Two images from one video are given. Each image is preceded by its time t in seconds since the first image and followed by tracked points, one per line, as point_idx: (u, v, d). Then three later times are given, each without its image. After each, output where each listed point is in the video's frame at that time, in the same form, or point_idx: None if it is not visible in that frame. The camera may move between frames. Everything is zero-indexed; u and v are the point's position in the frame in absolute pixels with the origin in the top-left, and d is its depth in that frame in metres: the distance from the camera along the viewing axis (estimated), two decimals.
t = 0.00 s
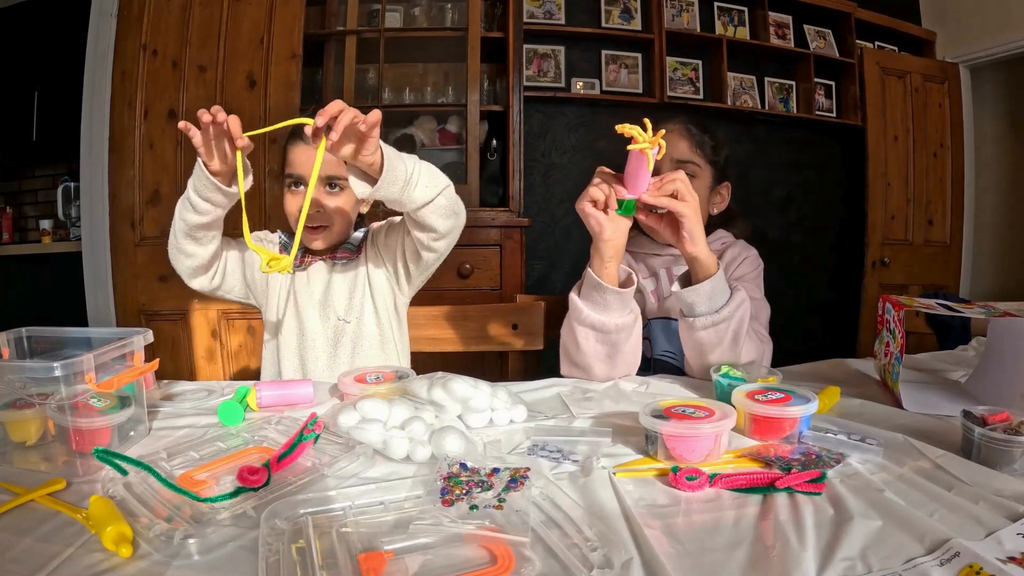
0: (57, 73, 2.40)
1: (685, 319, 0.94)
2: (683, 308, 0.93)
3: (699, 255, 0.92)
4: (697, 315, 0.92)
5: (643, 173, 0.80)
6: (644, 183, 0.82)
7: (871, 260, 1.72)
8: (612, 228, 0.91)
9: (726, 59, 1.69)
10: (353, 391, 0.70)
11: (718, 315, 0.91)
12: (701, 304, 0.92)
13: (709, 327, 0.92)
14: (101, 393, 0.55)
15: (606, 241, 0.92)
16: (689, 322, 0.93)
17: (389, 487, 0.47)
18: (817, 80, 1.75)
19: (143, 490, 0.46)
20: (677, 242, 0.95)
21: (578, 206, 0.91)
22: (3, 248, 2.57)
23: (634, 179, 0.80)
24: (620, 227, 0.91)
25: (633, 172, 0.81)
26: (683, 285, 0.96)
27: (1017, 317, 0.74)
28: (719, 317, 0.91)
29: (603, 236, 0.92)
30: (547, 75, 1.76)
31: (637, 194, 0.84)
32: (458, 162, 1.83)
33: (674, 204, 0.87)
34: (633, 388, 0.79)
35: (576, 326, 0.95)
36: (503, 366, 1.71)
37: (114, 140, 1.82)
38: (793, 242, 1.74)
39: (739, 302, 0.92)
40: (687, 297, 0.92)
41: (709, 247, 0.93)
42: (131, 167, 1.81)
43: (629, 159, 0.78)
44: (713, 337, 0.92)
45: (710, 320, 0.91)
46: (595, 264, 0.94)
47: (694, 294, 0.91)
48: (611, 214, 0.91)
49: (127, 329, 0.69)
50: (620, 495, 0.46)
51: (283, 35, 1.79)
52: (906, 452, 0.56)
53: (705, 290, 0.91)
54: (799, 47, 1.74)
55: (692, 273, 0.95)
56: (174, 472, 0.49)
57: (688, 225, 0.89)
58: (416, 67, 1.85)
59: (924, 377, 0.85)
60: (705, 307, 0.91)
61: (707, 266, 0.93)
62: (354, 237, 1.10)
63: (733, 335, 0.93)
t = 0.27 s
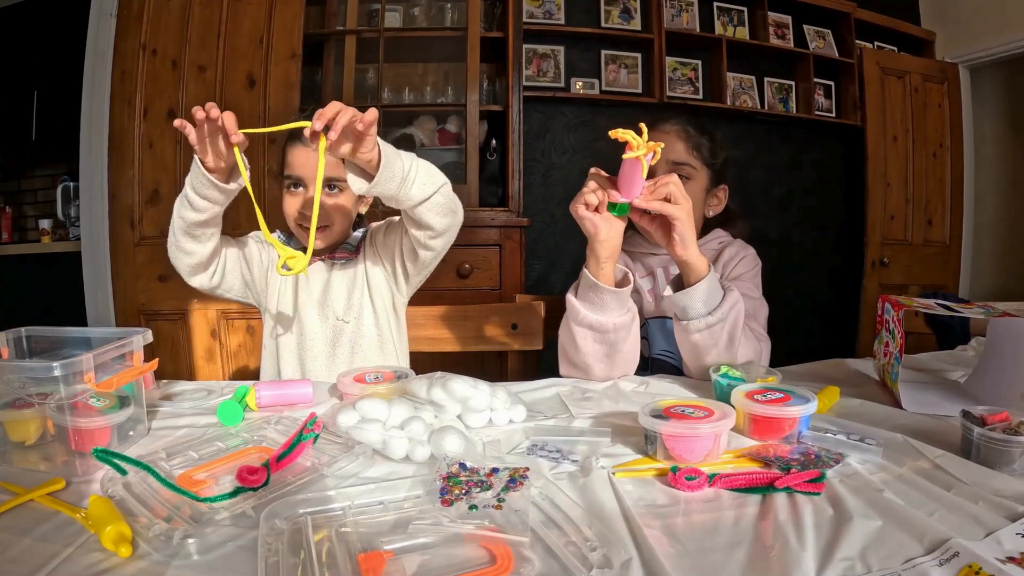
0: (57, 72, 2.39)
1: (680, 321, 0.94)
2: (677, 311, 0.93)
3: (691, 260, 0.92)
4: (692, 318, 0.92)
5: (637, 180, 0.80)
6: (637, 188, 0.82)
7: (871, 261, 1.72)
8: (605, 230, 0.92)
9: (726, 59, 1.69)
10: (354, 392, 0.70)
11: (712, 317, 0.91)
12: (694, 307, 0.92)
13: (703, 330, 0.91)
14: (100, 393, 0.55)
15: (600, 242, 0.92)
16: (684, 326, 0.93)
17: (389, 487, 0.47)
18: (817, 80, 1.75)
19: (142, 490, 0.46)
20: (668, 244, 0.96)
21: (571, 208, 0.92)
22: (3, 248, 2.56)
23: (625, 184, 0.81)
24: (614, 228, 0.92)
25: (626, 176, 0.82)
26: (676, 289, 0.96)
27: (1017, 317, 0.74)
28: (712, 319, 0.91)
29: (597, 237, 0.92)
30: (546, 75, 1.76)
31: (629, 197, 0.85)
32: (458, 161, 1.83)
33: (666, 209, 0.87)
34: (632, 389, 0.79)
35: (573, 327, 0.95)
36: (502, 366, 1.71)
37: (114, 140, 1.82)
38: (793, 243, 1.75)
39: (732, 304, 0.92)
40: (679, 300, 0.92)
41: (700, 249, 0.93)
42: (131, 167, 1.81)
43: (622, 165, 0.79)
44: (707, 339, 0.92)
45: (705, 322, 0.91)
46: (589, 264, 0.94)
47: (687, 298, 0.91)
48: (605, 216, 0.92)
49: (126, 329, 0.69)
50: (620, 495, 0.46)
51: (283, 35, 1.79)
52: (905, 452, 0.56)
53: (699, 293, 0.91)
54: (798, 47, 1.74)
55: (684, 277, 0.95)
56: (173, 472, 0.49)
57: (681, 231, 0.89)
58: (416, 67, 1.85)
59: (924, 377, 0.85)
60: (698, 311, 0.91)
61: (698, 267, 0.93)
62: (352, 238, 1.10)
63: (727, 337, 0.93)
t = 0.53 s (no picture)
0: (57, 73, 2.39)
1: (677, 323, 0.94)
2: (675, 313, 0.93)
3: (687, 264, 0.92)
4: (689, 320, 0.92)
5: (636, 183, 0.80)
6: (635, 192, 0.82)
7: (871, 260, 1.72)
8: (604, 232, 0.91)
9: (726, 59, 1.69)
10: (355, 392, 0.70)
11: (708, 319, 0.91)
12: (692, 310, 0.91)
13: (701, 332, 0.91)
14: (101, 393, 0.55)
15: (599, 244, 0.91)
16: (681, 328, 0.93)
17: (389, 487, 0.47)
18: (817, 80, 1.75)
19: (143, 490, 0.46)
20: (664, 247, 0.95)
21: (568, 211, 0.91)
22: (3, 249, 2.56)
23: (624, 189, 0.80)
24: (614, 230, 0.91)
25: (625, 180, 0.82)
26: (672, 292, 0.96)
27: (1017, 317, 0.74)
28: (709, 322, 0.91)
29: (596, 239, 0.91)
30: (546, 75, 1.76)
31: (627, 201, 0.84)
32: (458, 161, 1.83)
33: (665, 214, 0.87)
34: (633, 389, 0.79)
35: (574, 330, 0.95)
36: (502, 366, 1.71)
37: (114, 140, 1.81)
38: (793, 243, 1.74)
39: (728, 306, 0.92)
40: (675, 303, 0.92)
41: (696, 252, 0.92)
42: (131, 167, 1.81)
43: (620, 173, 0.79)
44: (706, 341, 0.92)
45: (703, 325, 0.91)
46: (587, 265, 0.94)
47: (684, 301, 0.91)
48: (603, 218, 0.91)
49: (127, 329, 0.69)
50: (620, 495, 0.46)
51: (284, 35, 1.79)
52: (906, 452, 0.56)
53: (697, 296, 0.91)
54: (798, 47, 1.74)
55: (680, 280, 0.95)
56: (173, 472, 0.49)
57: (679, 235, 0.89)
58: (416, 67, 1.85)
59: (924, 377, 0.85)
60: (697, 312, 0.91)
61: (693, 269, 0.92)
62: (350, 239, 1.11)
63: (725, 338, 0.93)
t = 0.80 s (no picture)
0: (57, 72, 2.39)
1: (673, 323, 0.94)
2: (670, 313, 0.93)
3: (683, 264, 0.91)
4: (684, 320, 0.92)
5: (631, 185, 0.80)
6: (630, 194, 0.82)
7: (871, 261, 1.72)
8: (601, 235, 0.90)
9: (726, 59, 1.69)
10: (354, 392, 0.70)
11: (703, 320, 0.91)
12: (686, 310, 0.91)
13: (696, 333, 0.91)
14: (100, 393, 0.55)
15: (597, 248, 0.91)
16: (677, 328, 0.93)
17: (389, 487, 0.47)
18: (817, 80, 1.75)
19: (143, 491, 0.46)
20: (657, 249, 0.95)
21: (564, 216, 0.90)
22: (3, 248, 2.56)
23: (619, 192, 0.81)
24: (610, 232, 0.91)
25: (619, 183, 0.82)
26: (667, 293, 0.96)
27: (1018, 317, 0.74)
28: (705, 322, 0.91)
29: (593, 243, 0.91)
30: (546, 75, 1.76)
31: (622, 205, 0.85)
32: (458, 162, 1.83)
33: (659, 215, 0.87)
34: (632, 389, 0.79)
35: (573, 330, 0.95)
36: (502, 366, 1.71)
37: (114, 140, 1.81)
38: (793, 243, 1.74)
39: (723, 306, 0.92)
40: (670, 304, 0.92)
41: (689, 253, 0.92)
42: (131, 167, 1.81)
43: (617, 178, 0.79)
44: (701, 342, 0.92)
45: (699, 325, 0.91)
46: (585, 268, 0.93)
47: (678, 301, 0.91)
48: (599, 221, 0.90)
49: (127, 329, 0.69)
50: (620, 496, 0.46)
51: (284, 35, 1.79)
52: (906, 452, 0.56)
53: (692, 296, 0.91)
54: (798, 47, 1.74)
55: (675, 281, 0.95)
56: (173, 472, 0.49)
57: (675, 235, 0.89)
58: (416, 67, 1.85)
59: (924, 377, 0.85)
60: (691, 312, 0.91)
61: (687, 271, 0.92)
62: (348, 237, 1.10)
63: (722, 338, 0.93)
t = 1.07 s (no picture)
0: (57, 72, 2.39)
1: (683, 319, 0.94)
2: (680, 309, 0.93)
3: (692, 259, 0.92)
4: (695, 316, 0.92)
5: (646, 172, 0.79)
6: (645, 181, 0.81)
7: (871, 260, 1.72)
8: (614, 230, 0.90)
9: (726, 59, 1.69)
10: (354, 392, 0.70)
11: (715, 314, 0.91)
12: (697, 305, 0.92)
13: (708, 328, 0.92)
14: (100, 393, 0.55)
15: (609, 244, 0.91)
16: (688, 324, 0.93)
17: (389, 487, 0.47)
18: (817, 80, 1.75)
19: (143, 490, 0.46)
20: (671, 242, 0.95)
21: (580, 210, 0.89)
22: (3, 248, 2.56)
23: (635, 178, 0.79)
24: (623, 229, 0.91)
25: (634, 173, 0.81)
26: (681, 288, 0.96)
27: (1018, 317, 0.74)
28: (716, 317, 0.92)
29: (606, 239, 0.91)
30: (546, 75, 1.76)
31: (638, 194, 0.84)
32: (458, 162, 1.83)
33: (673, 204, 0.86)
34: (633, 389, 0.79)
35: (577, 330, 0.95)
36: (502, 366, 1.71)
37: (114, 140, 1.81)
38: (793, 243, 1.74)
39: (735, 301, 0.92)
40: (683, 298, 0.92)
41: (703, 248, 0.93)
42: (131, 167, 1.81)
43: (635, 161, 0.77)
44: (712, 337, 0.93)
45: (710, 320, 0.92)
46: (594, 266, 0.94)
47: (690, 296, 0.91)
48: (613, 218, 0.90)
49: (127, 329, 0.69)
50: (620, 495, 0.46)
51: (283, 35, 1.79)
52: (906, 452, 0.56)
53: (701, 290, 0.91)
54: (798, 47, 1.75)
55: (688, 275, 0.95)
56: (173, 472, 0.49)
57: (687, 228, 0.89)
58: (416, 67, 1.85)
59: (924, 377, 0.85)
60: (703, 307, 0.91)
61: (702, 265, 0.93)
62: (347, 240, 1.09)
63: (732, 333, 0.94)
